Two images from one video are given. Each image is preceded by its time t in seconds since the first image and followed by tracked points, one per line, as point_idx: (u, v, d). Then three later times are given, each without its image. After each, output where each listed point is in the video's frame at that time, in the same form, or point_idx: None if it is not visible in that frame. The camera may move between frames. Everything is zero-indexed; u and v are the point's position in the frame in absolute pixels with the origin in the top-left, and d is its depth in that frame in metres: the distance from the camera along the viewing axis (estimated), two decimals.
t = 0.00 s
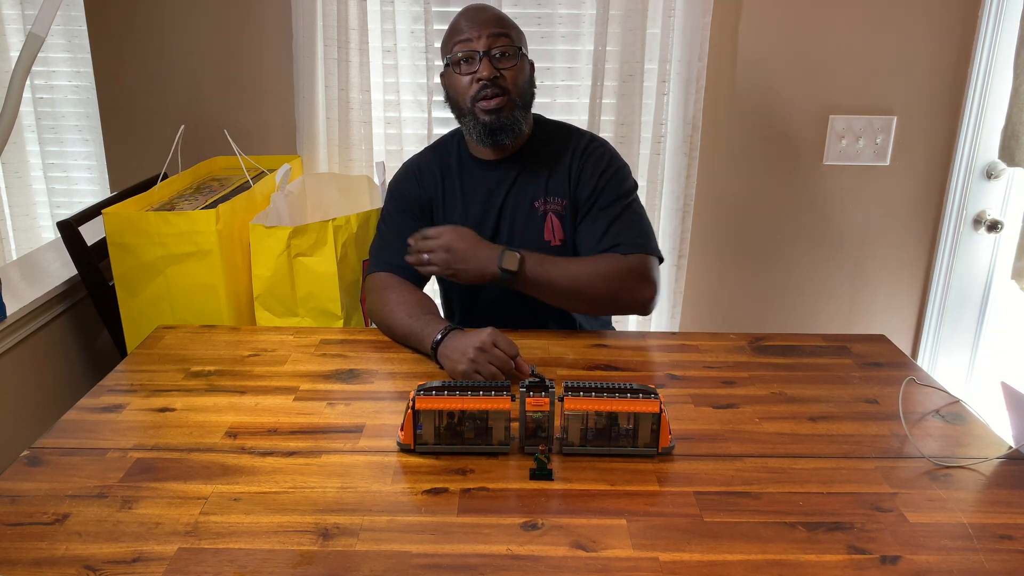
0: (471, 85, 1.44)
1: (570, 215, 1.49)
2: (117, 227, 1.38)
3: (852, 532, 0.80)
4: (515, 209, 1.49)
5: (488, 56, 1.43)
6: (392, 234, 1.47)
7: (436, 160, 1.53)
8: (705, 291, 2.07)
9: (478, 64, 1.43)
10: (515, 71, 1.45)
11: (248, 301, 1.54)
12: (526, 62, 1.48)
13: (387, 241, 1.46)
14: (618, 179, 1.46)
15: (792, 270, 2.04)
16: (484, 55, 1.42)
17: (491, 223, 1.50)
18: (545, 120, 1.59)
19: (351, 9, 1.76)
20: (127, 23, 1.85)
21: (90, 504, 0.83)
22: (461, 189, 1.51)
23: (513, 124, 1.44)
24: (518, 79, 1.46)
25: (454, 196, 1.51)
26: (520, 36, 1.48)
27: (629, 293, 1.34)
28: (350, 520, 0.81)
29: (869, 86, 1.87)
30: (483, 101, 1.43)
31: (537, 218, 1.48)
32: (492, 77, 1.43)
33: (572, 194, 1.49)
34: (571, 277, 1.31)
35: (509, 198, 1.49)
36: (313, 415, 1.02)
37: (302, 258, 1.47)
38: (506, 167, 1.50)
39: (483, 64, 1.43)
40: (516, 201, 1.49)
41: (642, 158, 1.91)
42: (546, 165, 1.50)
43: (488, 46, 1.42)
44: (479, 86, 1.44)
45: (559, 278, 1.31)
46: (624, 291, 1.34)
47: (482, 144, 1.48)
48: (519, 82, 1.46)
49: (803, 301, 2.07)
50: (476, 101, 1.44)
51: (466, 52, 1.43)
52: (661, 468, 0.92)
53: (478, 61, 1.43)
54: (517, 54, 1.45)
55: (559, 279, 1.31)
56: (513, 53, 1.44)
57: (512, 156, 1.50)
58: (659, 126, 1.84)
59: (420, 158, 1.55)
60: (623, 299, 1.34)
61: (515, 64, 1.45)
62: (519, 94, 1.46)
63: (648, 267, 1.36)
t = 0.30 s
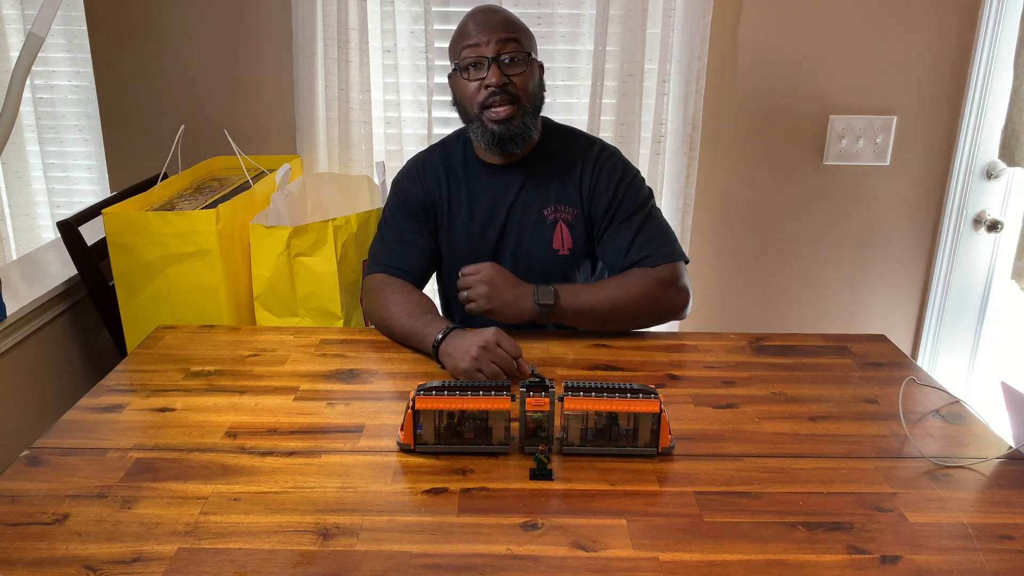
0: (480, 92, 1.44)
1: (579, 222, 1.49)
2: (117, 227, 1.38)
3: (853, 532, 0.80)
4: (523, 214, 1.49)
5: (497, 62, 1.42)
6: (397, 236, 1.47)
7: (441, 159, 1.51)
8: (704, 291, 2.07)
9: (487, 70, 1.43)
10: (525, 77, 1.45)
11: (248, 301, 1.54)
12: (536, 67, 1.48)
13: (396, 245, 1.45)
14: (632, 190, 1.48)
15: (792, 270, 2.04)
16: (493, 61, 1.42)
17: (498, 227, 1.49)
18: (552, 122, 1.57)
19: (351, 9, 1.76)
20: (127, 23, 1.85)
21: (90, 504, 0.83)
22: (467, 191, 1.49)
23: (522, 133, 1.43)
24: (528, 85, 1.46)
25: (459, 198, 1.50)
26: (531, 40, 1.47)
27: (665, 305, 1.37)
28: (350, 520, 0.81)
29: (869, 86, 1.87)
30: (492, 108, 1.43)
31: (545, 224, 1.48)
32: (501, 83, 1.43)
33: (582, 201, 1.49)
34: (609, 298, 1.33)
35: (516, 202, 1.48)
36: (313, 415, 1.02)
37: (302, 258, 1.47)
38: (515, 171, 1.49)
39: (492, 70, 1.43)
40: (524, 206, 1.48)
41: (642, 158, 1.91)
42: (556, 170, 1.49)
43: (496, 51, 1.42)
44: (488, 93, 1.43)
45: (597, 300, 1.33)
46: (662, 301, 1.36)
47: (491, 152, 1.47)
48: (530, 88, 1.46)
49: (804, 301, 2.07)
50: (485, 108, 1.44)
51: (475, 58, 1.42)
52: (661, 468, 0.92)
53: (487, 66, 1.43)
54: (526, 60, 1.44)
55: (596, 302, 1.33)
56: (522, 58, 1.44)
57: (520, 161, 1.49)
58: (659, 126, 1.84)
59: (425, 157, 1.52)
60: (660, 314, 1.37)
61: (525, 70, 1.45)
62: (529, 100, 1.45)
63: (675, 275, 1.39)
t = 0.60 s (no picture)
0: (502, 97, 1.44)
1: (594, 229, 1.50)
2: (117, 227, 1.38)
3: (852, 532, 0.80)
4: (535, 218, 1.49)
5: (522, 65, 1.42)
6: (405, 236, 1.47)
7: (457, 159, 1.51)
8: (705, 291, 2.07)
9: (510, 75, 1.43)
10: (548, 82, 1.45)
11: (248, 301, 1.54)
12: (560, 73, 1.48)
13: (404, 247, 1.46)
14: (650, 200, 1.48)
15: (793, 270, 2.04)
16: (517, 65, 1.42)
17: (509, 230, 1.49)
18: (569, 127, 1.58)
19: (350, 9, 1.76)
20: (127, 23, 1.85)
21: (90, 504, 0.83)
22: (482, 193, 1.49)
23: (545, 139, 1.43)
24: (552, 91, 1.46)
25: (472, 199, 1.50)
26: (556, 45, 1.47)
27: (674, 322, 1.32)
28: (350, 520, 0.81)
29: (868, 86, 1.87)
30: (515, 112, 1.43)
31: (558, 229, 1.49)
32: (524, 89, 1.43)
33: (598, 208, 1.49)
34: (620, 307, 1.30)
35: (530, 206, 1.48)
36: (313, 415, 1.02)
37: (302, 258, 1.47)
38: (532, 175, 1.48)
39: (516, 74, 1.43)
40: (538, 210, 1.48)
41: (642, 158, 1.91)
42: (572, 174, 1.49)
43: (522, 55, 1.42)
44: (511, 97, 1.43)
45: (608, 310, 1.29)
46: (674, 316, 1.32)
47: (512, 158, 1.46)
48: (553, 93, 1.46)
49: (804, 301, 2.07)
50: (508, 111, 1.43)
51: (499, 62, 1.42)
52: (661, 467, 0.92)
53: (511, 70, 1.43)
54: (551, 65, 1.44)
55: (607, 311, 1.29)
56: (547, 63, 1.44)
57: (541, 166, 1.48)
58: (659, 126, 1.84)
59: (440, 156, 1.52)
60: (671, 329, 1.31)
61: (549, 75, 1.45)
62: (551, 106, 1.45)
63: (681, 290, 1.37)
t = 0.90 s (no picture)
0: (516, 97, 1.43)
1: (599, 231, 1.49)
2: (117, 227, 1.38)
3: (852, 532, 0.80)
4: (541, 220, 1.48)
5: (537, 65, 1.42)
6: (408, 238, 1.47)
7: (462, 160, 1.51)
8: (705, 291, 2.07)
9: (525, 74, 1.42)
10: (563, 82, 1.44)
11: (248, 300, 1.54)
12: (575, 73, 1.47)
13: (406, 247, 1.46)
14: (655, 202, 1.48)
15: (793, 270, 2.04)
16: (532, 65, 1.42)
17: (515, 232, 1.48)
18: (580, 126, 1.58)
19: (351, 9, 1.76)
20: (127, 23, 1.85)
21: (90, 504, 0.83)
22: (487, 195, 1.49)
23: (559, 142, 1.42)
24: (566, 91, 1.45)
25: (477, 201, 1.49)
26: (570, 44, 1.47)
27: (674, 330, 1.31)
28: (350, 520, 0.81)
29: (868, 86, 1.87)
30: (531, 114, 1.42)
31: (567, 229, 1.48)
32: (539, 88, 1.42)
33: (604, 211, 1.49)
34: (622, 311, 1.30)
35: (535, 208, 1.48)
36: (313, 415, 1.02)
37: (302, 258, 1.47)
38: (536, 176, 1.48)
39: (531, 74, 1.42)
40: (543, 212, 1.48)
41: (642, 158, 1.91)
42: (578, 177, 1.49)
43: (536, 55, 1.42)
44: (527, 98, 1.43)
45: (609, 313, 1.29)
46: (675, 321, 1.31)
47: (525, 160, 1.45)
48: (567, 94, 1.45)
49: (804, 301, 2.07)
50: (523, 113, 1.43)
51: (513, 61, 1.42)
52: (661, 467, 0.92)
53: (526, 70, 1.42)
54: (566, 64, 1.44)
55: (609, 313, 1.29)
56: (562, 63, 1.43)
57: (548, 168, 1.47)
58: (659, 126, 1.84)
59: (446, 157, 1.52)
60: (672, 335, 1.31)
61: (564, 75, 1.44)
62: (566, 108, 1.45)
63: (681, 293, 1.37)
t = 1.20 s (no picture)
0: (510, 94, 1.44)
1: (596, 229, 1.49)
2: (117, 227, 1.38)
3: (853, 532, 0.80)
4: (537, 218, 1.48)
5: (530, 62, 1.42)
6: (406, 236, 1.46)
7: (457, 158, 1.51)
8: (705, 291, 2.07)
9: (519, 71, 1.43)
10: (557, 79, 1.45)
11: (248, 300, 1.54)
12: (569, 69, 1.48)
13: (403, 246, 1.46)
14: (653, 201, 1.48)
15: (793, 270, 2.04)
16: (526, 62, 1.42)
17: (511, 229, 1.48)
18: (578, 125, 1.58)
19: (351, 9, 1.76)
20: (127, 22, 1.85)
21: (91, 504, 0.83)
22: (483, 193, 1.49)
23: (553, 137, 1.42)
24: (560, 88, 1.46)
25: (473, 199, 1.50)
26: (564, 41, 1.48)
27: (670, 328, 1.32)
28: (350, 520, 0.81)
29: (868, 86, 1.87)
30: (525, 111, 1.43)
31: (565, 229, 1.48)
32: (533, 85, 1.43)
33: (600, 208, 1.49)
34: (628, 305, 1.30)
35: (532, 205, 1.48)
36: (313, 415, 1.02)
37: (302, 258, 1.47)
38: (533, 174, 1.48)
39: (525, 71, 1.43)
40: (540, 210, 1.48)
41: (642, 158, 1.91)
42: (574, 174, 1.49)
43: (530, 51, 1.42)
44: (520, 95, 1.44)
45: (615, 306, 1.29)
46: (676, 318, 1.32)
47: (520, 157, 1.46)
48: (561, 90, 1.46)
49: (804, 301, 2.07)
50: (517, 110, 1.44)
51: (507, 58, 1.43)
52: (661, 467, 0.92)
53: (520, 67, 1.43)
54: (560, 62, 1.44)
55: (615, 307, 1.29)
56: (556, 60, 1.44)
57: (544, 165, 1.48)
58: (659, 126, 1.84)
59: (442, 155, 1.52)
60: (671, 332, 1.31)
61: (558, 72, 1.45)
62: (560, 105, 1.46)
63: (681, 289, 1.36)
